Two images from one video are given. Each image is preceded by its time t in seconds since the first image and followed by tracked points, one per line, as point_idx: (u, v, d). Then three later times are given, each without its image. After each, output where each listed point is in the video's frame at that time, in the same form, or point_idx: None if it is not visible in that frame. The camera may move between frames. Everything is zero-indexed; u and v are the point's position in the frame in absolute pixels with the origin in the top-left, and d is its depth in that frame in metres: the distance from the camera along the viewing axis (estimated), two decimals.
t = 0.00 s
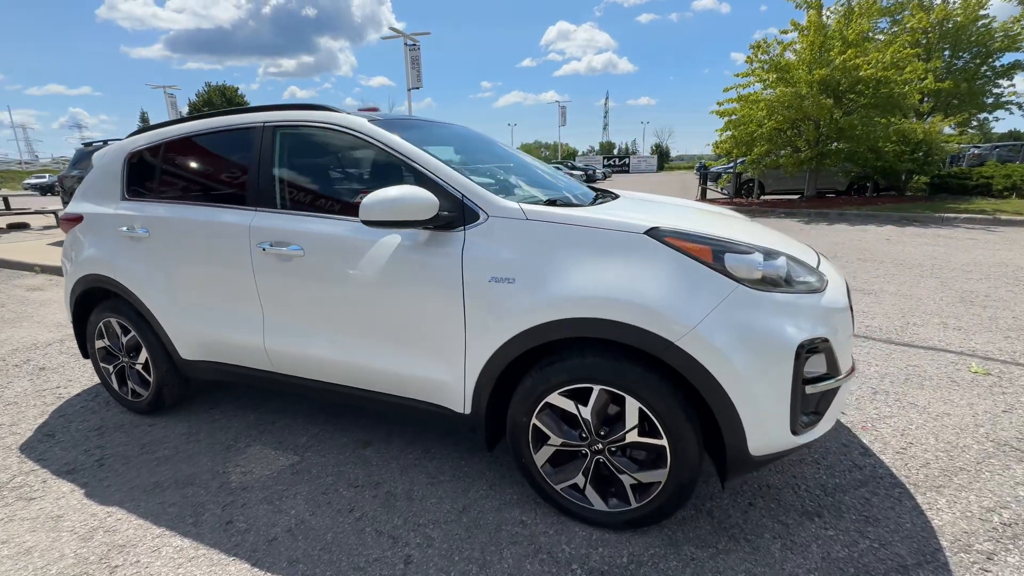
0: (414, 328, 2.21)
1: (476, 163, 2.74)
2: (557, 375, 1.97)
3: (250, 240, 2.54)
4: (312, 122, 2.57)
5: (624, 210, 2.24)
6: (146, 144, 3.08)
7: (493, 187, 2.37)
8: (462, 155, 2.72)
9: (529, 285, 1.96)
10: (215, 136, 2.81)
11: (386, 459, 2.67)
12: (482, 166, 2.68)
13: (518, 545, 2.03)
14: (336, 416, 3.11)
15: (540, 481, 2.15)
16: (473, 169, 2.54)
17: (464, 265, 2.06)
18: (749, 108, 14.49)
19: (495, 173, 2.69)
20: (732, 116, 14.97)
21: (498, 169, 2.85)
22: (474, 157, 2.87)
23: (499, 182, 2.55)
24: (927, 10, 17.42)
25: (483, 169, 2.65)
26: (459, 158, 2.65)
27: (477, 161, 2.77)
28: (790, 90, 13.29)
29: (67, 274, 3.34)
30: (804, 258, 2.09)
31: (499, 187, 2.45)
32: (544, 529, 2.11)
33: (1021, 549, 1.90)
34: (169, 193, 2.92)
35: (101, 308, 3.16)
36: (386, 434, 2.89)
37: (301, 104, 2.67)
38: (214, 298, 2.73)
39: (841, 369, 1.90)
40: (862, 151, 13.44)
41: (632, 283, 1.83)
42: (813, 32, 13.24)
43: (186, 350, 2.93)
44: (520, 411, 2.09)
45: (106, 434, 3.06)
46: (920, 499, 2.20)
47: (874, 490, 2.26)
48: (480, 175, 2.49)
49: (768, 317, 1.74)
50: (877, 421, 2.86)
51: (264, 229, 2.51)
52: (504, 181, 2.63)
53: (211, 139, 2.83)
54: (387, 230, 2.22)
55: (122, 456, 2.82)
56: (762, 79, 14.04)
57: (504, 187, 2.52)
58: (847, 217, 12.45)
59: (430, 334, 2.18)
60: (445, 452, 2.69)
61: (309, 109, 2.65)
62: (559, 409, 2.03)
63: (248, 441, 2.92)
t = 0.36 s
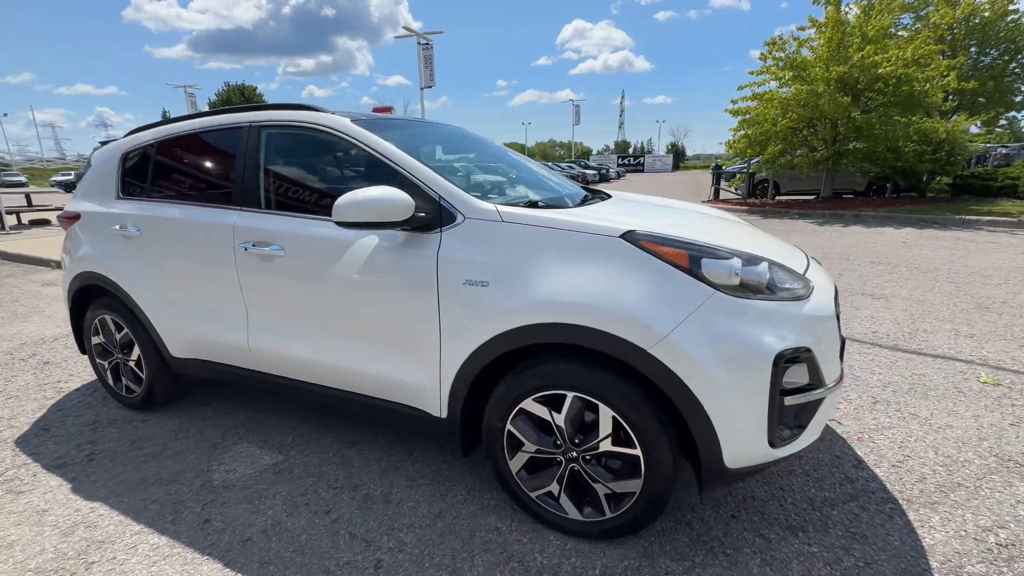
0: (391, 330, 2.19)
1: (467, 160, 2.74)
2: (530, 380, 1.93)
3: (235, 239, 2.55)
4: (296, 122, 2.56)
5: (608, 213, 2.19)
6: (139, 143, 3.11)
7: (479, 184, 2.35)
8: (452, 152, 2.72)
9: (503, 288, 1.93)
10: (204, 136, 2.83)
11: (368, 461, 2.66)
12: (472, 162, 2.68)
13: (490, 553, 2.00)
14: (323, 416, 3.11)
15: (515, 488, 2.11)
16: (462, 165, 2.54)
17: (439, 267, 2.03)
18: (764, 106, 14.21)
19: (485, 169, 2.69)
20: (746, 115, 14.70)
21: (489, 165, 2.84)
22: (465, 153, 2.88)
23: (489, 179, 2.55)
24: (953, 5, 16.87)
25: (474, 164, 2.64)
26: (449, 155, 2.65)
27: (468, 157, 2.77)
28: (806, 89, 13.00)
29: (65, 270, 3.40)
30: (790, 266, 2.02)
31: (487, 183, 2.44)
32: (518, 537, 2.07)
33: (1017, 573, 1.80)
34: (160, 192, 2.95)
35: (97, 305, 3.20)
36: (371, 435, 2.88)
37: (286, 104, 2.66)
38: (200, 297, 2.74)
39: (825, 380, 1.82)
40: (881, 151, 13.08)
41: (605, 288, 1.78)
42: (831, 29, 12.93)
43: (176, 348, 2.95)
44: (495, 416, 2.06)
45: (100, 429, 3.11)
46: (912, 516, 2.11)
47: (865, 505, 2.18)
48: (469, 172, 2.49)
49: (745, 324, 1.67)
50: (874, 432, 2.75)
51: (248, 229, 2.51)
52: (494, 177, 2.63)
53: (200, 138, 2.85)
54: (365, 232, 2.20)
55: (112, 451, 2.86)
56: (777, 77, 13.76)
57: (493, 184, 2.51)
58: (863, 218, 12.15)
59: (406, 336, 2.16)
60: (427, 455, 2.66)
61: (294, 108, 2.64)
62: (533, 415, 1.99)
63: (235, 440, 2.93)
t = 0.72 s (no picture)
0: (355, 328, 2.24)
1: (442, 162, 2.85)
2: (484, 380, 1.96)
3: (214, 237, 2.63)
4: (273, 123, 2.62)
5: (569, 216, 2.21)
6: (134, 143, 3.22)
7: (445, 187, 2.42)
8: (429, 155, 2.83)
9: (457, 288, 1.95)
10: (191, 136, 2.92)
11: (341, 455, 2.72)
12: (447, 165, 2.79)
13: (444, 548, 2.03)
14: (305, 411, 3.19)
15: (473, 485, 2.14)
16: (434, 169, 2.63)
17: (399, 266, 2.07)
18: (779, 105, 13.93)
19: (458, 173, 2.80)
20: (760, 114, 14.44)
21: (465, 169, 2.95)
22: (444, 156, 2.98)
23: (459, 183, 2.65)
24: None
25: (447, 168, 2.75)
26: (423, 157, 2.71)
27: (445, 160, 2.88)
28: (822, 87, 12.71)
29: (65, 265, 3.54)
30: (750, 270, 2.00)
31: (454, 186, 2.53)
32: (473, 534, 2.10)
33: None
34: (150, 190, 3.05)
35: (92, 298, 3.33)
36: (347, 430, 2.95)
37: (266, 105, 2.73)
38: (184, 292, 2.84)
39: (777, 387, 1.80)
40: (900, 151, 12.72)
41: (553, 289, 1.79)
42: (849, 25, 12.60)
43: (163, 341, 3.06)
44: (452, 415, 2.09)
45: (94, 418, 3.24)
46: (874, 526, 2.07)
47: (827, 514, 2.15)
48: (439, 176, 2.57)
49: (690, 328, 1.67)
50: (851, 440, 2.71)
51: (226, 227, 2.59)
52: (465, 182, 2.74)
53: (188, 138, 2.94)
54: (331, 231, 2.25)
55: (102, 439, 2.98)
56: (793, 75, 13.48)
57: (462, 187, 2.62)
58: (880, 220, 11.84)
59: (369, 334, 2.20)
60: (399, 451, 2.71)
61: (273, 109, 2.70)
62: (488, 413, 2.02)
63: (218, 431, 3.02)
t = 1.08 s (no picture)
0: (334, 322, 2.29)
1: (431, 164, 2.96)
2: (453, 376, 2.00)
3: (207, 232, 2.72)
4: (264, 122, 2.70)
5: (545, 215, 2.23)
6: (139, 141, 3.35)
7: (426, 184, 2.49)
8: (419, 155, 2.93)
9: (428, 285, 1.99)
10: (190, 134, 3.02)
11: (326, 445, 2.78)
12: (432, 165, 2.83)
13: (414, 539, 2.07)
14: (297, 402, 3.27)
15: (445, 478, 2.18)
16: (417, 169, 2.67)
17: (375, 262, 2.12)
18: (797, 103, 13.64)
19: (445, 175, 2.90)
20: (778, 113, 14.17)
21: (455, 169, 3.04)
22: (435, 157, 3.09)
23: (444, 183, 2.74)
24: None
25: (434, 170, 2.85)
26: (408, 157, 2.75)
27: (434, 162, 2.98)
28: (841, 84, 12.40)
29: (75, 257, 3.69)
30: (721, 270, 1.99)
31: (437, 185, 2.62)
32: (444, 526, 2.13)
33: None
34: (152, 186, 3.16)
35: (99, 289, 3.47)
36: (335, 422, 3.01)
37: (259, 104, 2.80)
38: (180, 285, 2.94)
39: (742, 387, 1.79)
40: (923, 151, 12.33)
41: (517, 287, 1.81)
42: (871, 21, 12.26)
43: (162, 332, 3.17)
44: (424, 409, 2.13)
45: (98, 404, 3.38)
46: (847, 532, 2.04)
47: (801, 518, 2.12)
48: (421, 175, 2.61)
49: (650, 328, 1.68)
50: (836, 445, 2.66)
51: (218, 222, 2.67)
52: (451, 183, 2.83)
53: (188, 136, 3.05)
54: (312, 228, 2.31)
55: (103, 425, 3.11)
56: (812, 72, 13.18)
57: (446, 187, 2.71)
58: (900, 223, 11.52)
59: (347, 328, 2.26)
60: (382, 443, 2.77)
61: (265, 108, 2.78)
62: (457, 409, 2.05)
63: (213, 419, 3.13)
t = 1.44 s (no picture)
0: (319, 314, 2.28)
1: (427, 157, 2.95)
2: (430, 372, 1.95)
3: (204, 223, 2.74)
4: (259, 113, 2.70)
5: (533, 209, 2.17)
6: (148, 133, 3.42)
7: (414, 173, 2.45)
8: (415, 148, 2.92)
9: (406, 278, 1.95)
10: (194, 126, 3.06)
11: (315, 438, 2.78)
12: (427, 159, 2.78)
13: (389, 537, 2.03)
14: (293, 394, 3.29)
15: (424, 476, 2.13)
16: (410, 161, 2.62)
17: (357, 255, 2.09)
18: (829, 100, 13.12)
19: (439, 168, 2.87)
20: (808, 110, 13.66)
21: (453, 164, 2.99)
22: (433, 151, 3.08)
23: (437, 176, 2.71)
24: None
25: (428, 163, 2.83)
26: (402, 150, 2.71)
27: (431, 155, 2.96)
28: (877, 80, 11.86)
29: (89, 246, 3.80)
30: (714, 269, 1.88)
31: (428, 177, 2.58)
32: (420, 525, 2.09)
33: None
34: (157, 177, 3.22)
35: (109, 278, 3.56)
36: (328, 415, 3.01)
37: (256, 96, 2.81)
38: (179, 275, 2.98)
39: (730, 393, 1.68)
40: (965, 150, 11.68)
41: (493, 282, 1.75)
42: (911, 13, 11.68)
43: (164, 321, 3.23)
44: (403, 405, 2.09)
45: (105, 389, 3.47)
46: (846, 552, 1.91)
47: (796, 534, 1.99)
48: (413, 168, 2.57)
49: (627, 327, 1.59)
50: (843, 457, 2.51)
51: (214, 214, 2.69)
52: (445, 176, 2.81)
53: (191, 129, 3.09)
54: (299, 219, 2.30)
55: (107, 410, 3.19)
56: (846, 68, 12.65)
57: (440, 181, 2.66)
58: (937, 225, 10.95)
59: (331, 320, 2.24)
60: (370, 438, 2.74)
61: (262, 100, 2.78)
62: (435, 406, 2.00)
63: (210, 408, 3.16)
